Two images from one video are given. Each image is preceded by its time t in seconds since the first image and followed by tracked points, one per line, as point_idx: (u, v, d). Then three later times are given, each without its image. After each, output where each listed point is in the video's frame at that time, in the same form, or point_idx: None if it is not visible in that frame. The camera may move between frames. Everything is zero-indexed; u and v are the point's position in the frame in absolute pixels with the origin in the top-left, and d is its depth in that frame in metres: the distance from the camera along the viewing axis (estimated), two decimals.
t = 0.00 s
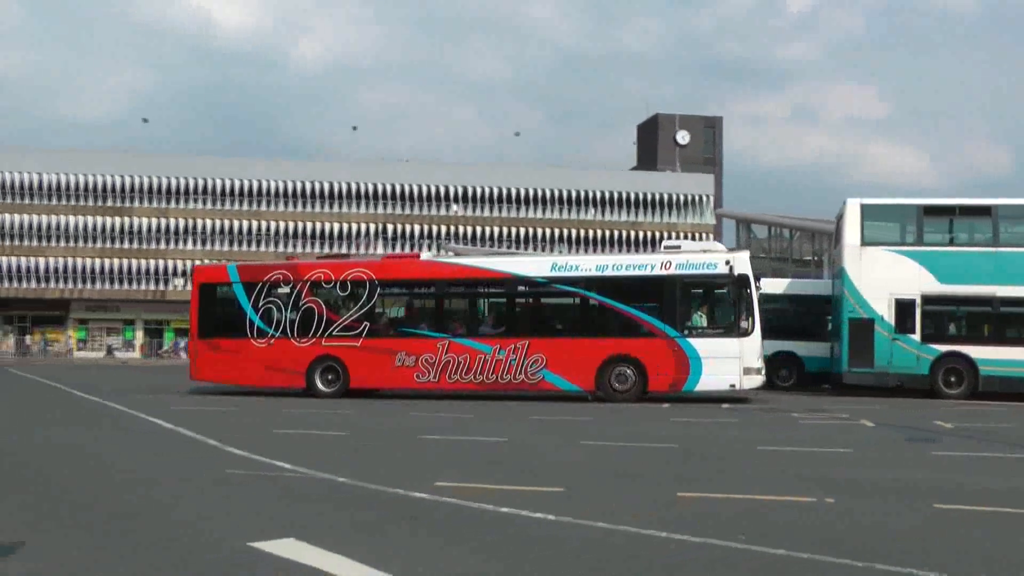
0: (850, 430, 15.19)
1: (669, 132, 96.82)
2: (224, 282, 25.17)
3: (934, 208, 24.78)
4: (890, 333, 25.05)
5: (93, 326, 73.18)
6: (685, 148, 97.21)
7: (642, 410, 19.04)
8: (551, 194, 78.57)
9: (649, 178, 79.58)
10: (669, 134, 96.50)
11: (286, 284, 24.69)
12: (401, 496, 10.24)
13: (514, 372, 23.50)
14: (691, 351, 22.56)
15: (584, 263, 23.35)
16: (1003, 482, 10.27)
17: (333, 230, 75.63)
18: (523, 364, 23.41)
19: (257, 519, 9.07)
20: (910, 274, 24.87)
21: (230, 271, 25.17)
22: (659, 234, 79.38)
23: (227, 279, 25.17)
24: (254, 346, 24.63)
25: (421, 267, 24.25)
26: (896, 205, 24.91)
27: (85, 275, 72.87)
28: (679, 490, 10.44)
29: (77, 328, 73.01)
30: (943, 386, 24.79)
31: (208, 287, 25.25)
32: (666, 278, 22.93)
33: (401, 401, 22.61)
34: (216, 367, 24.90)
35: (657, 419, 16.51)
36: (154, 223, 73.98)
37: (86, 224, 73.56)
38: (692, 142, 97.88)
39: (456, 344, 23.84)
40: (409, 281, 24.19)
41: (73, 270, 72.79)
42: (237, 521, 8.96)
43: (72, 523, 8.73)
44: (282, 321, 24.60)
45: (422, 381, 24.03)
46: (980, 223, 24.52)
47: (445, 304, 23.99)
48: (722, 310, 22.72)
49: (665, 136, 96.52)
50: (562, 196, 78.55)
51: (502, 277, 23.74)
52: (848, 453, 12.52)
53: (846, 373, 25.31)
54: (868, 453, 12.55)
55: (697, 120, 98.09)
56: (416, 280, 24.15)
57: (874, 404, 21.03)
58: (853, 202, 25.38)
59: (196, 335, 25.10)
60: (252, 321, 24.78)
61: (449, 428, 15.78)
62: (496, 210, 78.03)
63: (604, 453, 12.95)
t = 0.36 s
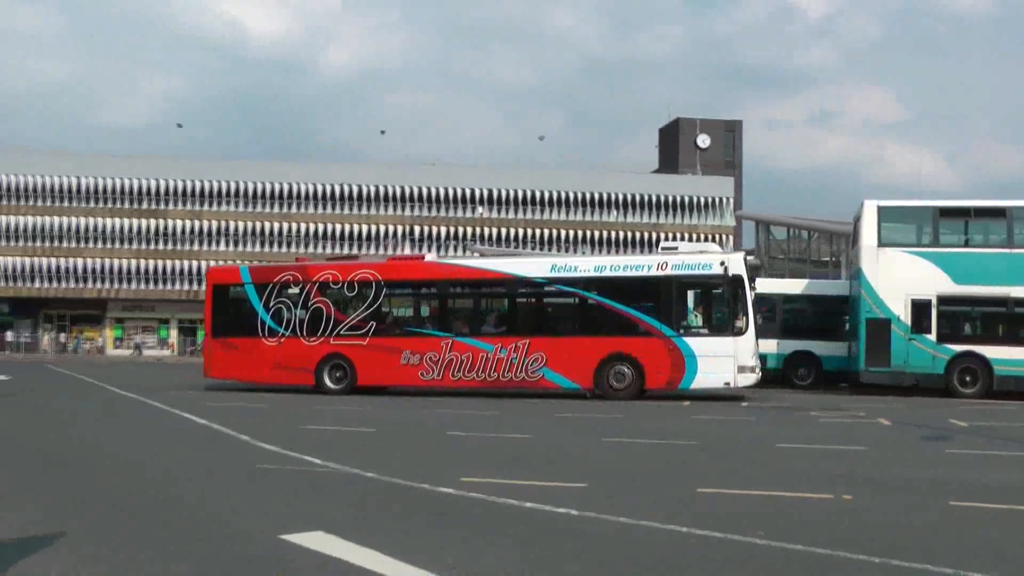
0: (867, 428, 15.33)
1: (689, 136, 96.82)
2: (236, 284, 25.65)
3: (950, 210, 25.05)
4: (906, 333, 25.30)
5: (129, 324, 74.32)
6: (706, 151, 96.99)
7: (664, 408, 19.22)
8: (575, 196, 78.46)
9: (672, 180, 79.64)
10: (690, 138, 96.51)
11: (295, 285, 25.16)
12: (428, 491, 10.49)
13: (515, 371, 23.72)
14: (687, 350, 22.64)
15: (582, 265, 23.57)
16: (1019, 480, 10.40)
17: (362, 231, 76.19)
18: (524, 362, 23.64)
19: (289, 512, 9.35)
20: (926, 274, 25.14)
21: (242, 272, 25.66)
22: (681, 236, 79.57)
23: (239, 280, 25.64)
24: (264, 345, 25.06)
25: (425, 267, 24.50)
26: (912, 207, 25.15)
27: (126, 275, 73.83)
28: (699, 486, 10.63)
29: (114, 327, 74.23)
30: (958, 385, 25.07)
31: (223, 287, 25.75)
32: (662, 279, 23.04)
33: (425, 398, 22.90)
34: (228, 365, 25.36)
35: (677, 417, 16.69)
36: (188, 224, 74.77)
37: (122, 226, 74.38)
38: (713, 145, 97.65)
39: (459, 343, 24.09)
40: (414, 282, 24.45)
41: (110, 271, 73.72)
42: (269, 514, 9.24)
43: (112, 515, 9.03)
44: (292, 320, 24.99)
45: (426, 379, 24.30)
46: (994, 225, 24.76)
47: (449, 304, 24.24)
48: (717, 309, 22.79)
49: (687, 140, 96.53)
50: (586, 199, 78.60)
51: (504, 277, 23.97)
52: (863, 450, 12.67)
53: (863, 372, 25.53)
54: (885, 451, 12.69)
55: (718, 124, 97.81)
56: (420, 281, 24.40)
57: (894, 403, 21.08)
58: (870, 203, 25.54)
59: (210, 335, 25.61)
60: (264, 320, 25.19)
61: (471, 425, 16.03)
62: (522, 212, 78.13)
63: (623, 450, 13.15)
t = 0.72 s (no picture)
0: (886, 425, 15.43)
1: (711, 139, 96.54)
2: (255, 284, 25.99)
3: (966, 211, 25.08)
4: (923, 331, 25.22)
5: (164, 322, 75.43)
6: (727, 155, 96.69)
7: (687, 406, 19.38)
8: (600, 197, 78.53)
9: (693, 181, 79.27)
10: (711, 141, 96.25)
11: (312, 285, 25.45)
12: (456, 486, 10.73)
13: (524, 368, 23.94)
14: (690, 348, 22.84)
15: (588, 265, 23.81)
16: None
17: (390, 232, 76.72)
18: (532, 360, 23.84)
19: (319, 506, 9.60)
20: (942, 273, 25.11)
21: (260, 272, 25.99)
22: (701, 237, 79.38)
23: (258, 280, 25.99)
24: (283, 343, 25.40)
25: (437, 268, 24.76)
26: (929, 207, 25.24)
27: (161, 275, 74.59)
28: (720, 482, 10.80)
29: (151, 325, 75.45)
30: (974, 383, 25.00)
31: (242, 287, 26.12)
32: (666, 278, 23.23)
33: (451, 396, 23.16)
34: (247, 362, 25.69)
35: (699, 414, 16.85)
36: (223, 226, 75.56)
37: (158, 228, 75.32)
38: (734, 148, 97.19)
39: (469, 341, 24.32)
40: (426, 282, 24.70)
41: (145, 271, 74.58)
42: (301, 507, 9.50)
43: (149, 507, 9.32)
44: (309, 319, 25.30)
45: (439, 376, 24.53)
46: (1010, 225, 24.80)
47: (460, 303, 24.47)
48: (719, 309, 22.90)
49: (708, 143, 96.33)
50: (610, 200, 78.67)
51: (513, 278, 24.21)
52: (881, 448, 12.78)
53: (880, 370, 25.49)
54: (904, 448, 12.79)
55: (738, 126, 97.61)
56: (431, 281, 24.66)
57: (917, 401, 21.11)
58: (887, 203, 25.58)
59: (229, 333, 25.94)
60: (281, 319, 25.53)
61: (497, 421, 16.27)
62: (547, 213, 78.09)
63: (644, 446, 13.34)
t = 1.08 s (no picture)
0: (915, 425, 15.37)
1: (739, 140, 96.05)
2: (280, 284, 26.17)
3: (995, 210, 24.91)
4: (951, 331, 25.01)
5: (201, 322, 76.23)
6: (755, 155, 96.25)
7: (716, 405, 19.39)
8: (629, 198, 78.58)
9: (723, 182, 78.96)
10: (740, 142, 95.76)
11: (335, 285, 25.65)
12: (487, 484, 10.83)
13: (542, 367, 24.02)
14: (707, 348, 22.86)
15: (607, 265, 23.84)
16: None
17: (421, 234, 77.09)
18: (550, 359, 23.91)
19: (348, 503, 9.77)
20: (971, 273, 24.91)
21: (285, 273, 26.15)
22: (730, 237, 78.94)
23: (282, 281, 26.16)
24: (306, 342, 25.61)
25: (457, 268, 24.92)
26: (956, 208, 25.10)
27: (196, 275, 75.62)
28: (748, 481, 10.86)
29: (187, 325, 76.30)
30: (1003, 383, 24.83)
31: (266, 287, 26.34)
32: (682, 279, 23.28)
33: (480, 395, 23.29)
34: (272, 362, 25.91)
35: (728, 413, 16.88)
36: (257, 228, 76.31)
37: (194, 230, 76.19)
38: (762, 150, 96.94)
39: (489, 341, 24.45)
40: (446, 282, 24.84)
41: (181, 272, 75.55)
42: (332, 504, 9.67)
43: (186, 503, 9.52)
44: (332, 319, 25.51)
45: (458, 375, 24.67)
46: None
47: (480, 303, 24.60)
48: (735, 310, 22.90)
49: (737, 145, 95.90)
50: (639, 201, 78.60)
51: (532, 278, 24.31)
52: (910, 448, 12.75)
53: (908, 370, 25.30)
54: (934, 448, 12.74)
55: (766, 128, 97.17)
56: (451, 281, 24.81)
57: (948, 401, 20.97)
58: (915, 203, 25.45)
59: (255, 332, 26.16)
60: (305, 319, 25.76)
61: (525, 420, 16.37)
62: (577, 214, 78.04)
63: (672, 446, 13.38)
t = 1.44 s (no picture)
0: (943, 427, 15.21)
1: (766, 140, 95.46)
2: (299, 284, 26.29)
3: None
4: (979, 332, 24.76)
5: (226, 322, 76.76)
6: (782, 155, 95.67)
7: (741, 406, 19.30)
8: (655, 199, 78.34)
9: (750, 181, 78.35)
10: (767, 142, 95.20)
11: (353, 285, 25.75)
12: (512, 484, 10.84)
13: (560, 367, 24.00)
14: (724, 348, 22.78)
15: (624, 266, 23.82)
16: None
17: (447, 234, 77.29)
18: (568, 359, 23.90)
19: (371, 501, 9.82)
20: (999, 273, 24.66)
21: (304, 273, 26.26)
22: (757, 238, 78.51)
23: (302, 281, 26.28)
24: (325, 342, 25.71)
25: (475, 269, 24.96)
26: (985, 207, 24.72)
27: (224, 276, 76.22)
28: (774, 482, 10.80)
29: (214, 325, 76.73)
30: None
31: (286, 287, 26.45)
32: (698, 280, 23.21)
33: (504, 394, 23.30)
34: (292, 361, 26.02)
35: (752, 414, 16.79)
36: (283, 228, 76.77)
37: (221, 230, 76.77)
38: (789, 148, 96.40)
39: (506, 341, 24.48)
40: (463, 283, 24.88)
41: (209, 272, 76.15)
42: (356, 504, 9.70)
43: (211, 503, 9.58)
44: (351, 319, 25.61)
45: (476, 375, 24.73)
46: None
47: (498, 304, 24.62)
48: (752, 309, 22.83)
49: (763, 144, 95.37)
50: (665, 201, 78.34)
51: (550, 278, 24.30)
52: (937, 449, 12.63)
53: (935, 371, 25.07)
54: (962, 450, 12.63)
55: (793, 127, 96.58)
56: (469, 282, 24.84)
57: (976, 402, 20.75)
58: (942, 203, 25.21)
59: (274, 332, 26.29)
60: (324, 319, 25.85)
61: (549, 421, 16.36)
62: (603, 214, 77.93)
63: (696, 446, 13.34)
